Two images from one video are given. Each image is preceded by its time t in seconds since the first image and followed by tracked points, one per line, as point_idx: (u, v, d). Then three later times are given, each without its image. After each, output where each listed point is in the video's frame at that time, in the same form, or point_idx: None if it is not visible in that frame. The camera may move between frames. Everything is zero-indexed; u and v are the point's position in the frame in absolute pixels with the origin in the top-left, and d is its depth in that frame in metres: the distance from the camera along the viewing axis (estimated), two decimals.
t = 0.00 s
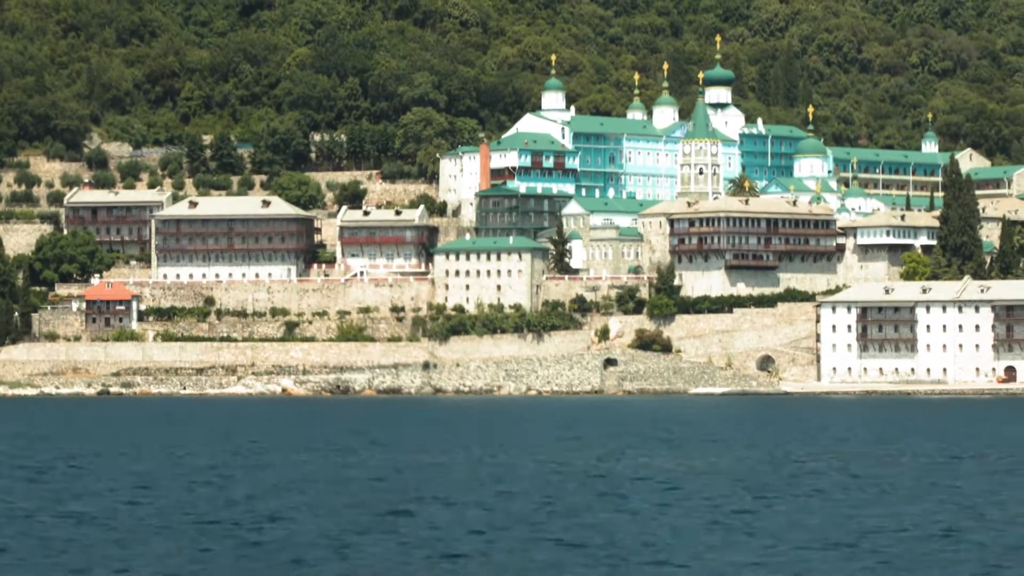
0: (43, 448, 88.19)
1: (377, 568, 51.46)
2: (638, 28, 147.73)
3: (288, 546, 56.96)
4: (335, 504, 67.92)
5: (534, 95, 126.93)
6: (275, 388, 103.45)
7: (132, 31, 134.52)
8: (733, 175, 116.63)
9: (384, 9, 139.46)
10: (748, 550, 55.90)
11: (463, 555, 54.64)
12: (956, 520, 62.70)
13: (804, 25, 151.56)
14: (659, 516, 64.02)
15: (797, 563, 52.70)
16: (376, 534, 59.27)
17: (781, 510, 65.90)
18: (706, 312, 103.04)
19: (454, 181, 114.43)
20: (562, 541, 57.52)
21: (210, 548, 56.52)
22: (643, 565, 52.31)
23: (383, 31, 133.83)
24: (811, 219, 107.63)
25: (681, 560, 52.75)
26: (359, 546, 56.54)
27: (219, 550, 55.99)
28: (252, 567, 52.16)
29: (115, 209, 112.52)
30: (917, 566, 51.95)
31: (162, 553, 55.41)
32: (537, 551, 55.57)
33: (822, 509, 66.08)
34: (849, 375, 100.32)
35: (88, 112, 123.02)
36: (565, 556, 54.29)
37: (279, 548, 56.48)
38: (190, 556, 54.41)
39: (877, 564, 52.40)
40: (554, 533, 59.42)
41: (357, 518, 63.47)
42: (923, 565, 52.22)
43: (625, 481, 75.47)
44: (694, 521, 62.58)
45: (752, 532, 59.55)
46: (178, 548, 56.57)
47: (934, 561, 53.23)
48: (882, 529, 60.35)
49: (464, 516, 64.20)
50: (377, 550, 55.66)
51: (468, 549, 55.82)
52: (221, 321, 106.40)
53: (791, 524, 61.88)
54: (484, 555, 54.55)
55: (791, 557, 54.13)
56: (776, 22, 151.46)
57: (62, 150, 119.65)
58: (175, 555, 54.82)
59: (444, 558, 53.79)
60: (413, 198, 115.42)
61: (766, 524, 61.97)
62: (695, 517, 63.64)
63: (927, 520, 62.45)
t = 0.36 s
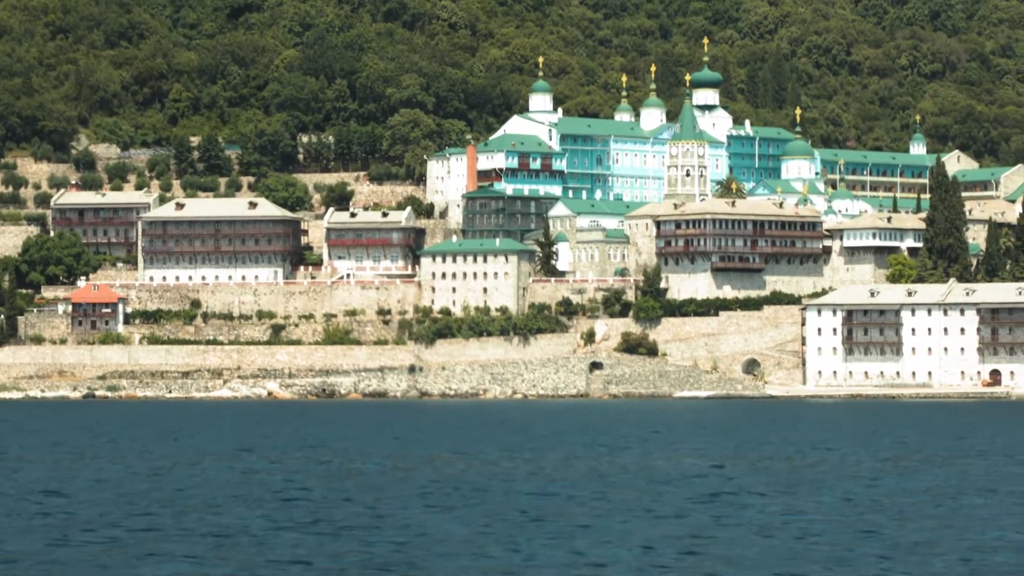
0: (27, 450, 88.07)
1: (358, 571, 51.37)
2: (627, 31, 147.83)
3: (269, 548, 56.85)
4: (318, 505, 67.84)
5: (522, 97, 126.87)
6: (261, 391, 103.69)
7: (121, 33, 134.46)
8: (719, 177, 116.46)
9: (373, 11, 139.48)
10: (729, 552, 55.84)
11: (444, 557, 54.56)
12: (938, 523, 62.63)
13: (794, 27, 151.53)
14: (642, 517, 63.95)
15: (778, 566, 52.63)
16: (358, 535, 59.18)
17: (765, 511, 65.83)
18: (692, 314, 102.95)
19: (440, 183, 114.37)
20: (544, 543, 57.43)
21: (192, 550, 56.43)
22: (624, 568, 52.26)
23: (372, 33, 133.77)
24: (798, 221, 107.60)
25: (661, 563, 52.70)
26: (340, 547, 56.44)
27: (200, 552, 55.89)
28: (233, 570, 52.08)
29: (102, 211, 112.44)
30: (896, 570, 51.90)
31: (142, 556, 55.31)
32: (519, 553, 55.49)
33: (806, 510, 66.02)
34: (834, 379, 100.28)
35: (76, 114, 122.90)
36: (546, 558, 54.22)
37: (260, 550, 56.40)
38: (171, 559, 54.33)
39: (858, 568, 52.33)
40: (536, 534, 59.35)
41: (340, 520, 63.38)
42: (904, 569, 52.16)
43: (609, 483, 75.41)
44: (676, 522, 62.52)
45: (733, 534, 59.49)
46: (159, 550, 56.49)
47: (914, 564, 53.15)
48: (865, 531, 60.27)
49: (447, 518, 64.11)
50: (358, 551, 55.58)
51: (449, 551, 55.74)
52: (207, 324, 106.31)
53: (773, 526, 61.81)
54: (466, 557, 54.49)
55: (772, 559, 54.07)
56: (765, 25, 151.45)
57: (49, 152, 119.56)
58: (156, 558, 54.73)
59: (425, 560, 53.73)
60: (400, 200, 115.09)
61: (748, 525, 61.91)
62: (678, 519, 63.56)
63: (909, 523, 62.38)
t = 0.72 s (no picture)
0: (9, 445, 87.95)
1: (332, 562, 51.17)
2: (616, 33, 148.01)
3: (249, 539, 56.64)
4: (300, 496, 67.67)
5: (510, 100, 126.84)
6: (247, 394, 103.51)
7: (109, 36, 134.45)
8: (706, 181, 116.71)
9: (362, 14, 139.64)
10: (710, 539, 55.63)
11: (423, 547, 54.35)
12: (921, 507, 62.39)
13: (783, 29, 151.59)
14: (624, 505, 63.76)
15: (759, 552, 52.43)
16: (339, 525, 58.96)
17: (747, 498, 65.62)
18: (678, 317, 102.64)
19: (427, 187, 114.47)
20: (524, 531, 57.16)
21: (172, 541, 56.22)
22: (604, 557, 52.08)
23: (360, 36, 133.80)
24: (784, 224, 107.60)
25: (641, 550, 52.50)
26: (320, 538, 56.24)
27: (180, 543, 55.68)
28: (211, 561, 51.85)
29: (89, 215, 112.51)
30: (877, 556, 51.68)
31: (122, 546, 55.11)
32: (495, 541, 55.26)
33: (788, 497, 65.79)
34: (820, 381, 100.12)
35: (63, 117, 122.93)
36: (526, 548, 54.02)
37: (241, 540, 56.19)
38: (150, 550, 54.11)
39: (840, 553, 52.13)
40: (517, 524, 59.14)
41: (322, 510, 63.17)
42: (884, 555, 51.97)
43: (593, 475, 75.21)
44: (658, 509, 62.33)
45: (714, 522, 59.28)
46: (138, 540, 56.29)
47: (894, 550, 52.96)
48: (847, 518, 60.06)
49: (429, 508, 63.92)
50: (339, 540, 55.37)
51: (429, 541, 55.54)
52: (194, 327, 106.55)
53: (755, 513, 61.61)
54: (446, 547, 54.28)
55: (753, 546, 53.87)
56: (754, 27, 151.50)
57: (36, 155, 119.63)
58: (135, 549, 54.52)
59: (406, 551, 53.53)
60: (387, 204, 115.45)
61: (731, 512, 61.70)
62: (660, 507, 63.34)
63: (892, 509, 62.19)
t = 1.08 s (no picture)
0: None
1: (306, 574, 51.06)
2: (605, 36, 148.15)
3: (233, 548, 56.53)
4: (285, 505, 67.59)
5: (499, 104, 127.21)
6: (233, 397, 103.31)
7: (97, 39, 134.36)
8: (694, 181, 116.54)
9: (351, 17, 139.77)
10: (694, 550, 55.60)
11: (407, 557, 54.26)
12: (905, 519, 62.41)
13: (772, 31, 151.64)
14: (608, 515, 63.71)
15: (744, 564, 52.36)
16: (323, 535, 58.87)
17: (732, 509, 65.61)
18: (665, 318, 102.68)
19: (415, 188, 114.42)
20: (501, 541, 57.10)
21: (156, 550, 56.12)
22: (590, 567, 52.01)
23: (348, 38, 133.86)
24: (771, 224, 107.49)
25: (616, 562, 52.41)
26: (304, 548, 56.14)
27: (155, 552, 55.59)
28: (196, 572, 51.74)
29: (76, 217, 112.39)
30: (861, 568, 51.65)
31: (106, 555, 55.00)
32: (474, 553, 55.18)
33: (773, 508, 65.78)
34: (807, 382, 100.00)
35: (51, 120, 122.92)
36: (509, 558, 53.94)
37: (225, 550, 56.07)
38: (134, 560, 54.00)
39: (824, 565, 52.08)
40: (501, 533, 59.07)
41: (306, 519, 63.06)
42: (869, 567, 51.92)
43: (579, 482, 75.18)
44: (638, 519, 62.29)
45: (699, 532, 59.23)
46: (123, 550, 56.17)
47: (878, 562, 52.94)
48: (831, 529, 60.02)
49: (414, 516, 63.86)
50: (324, 550, 55.28)
51: (413, 552, 55.47)
52: (181, 329, 106.01)
53: (738, 523, 61.59)
54: (430, 557, 54.21)
55: (737, 558, 53.84)
56: (743, 29, 151.58)
57: (23, 158, 119.59)
58: (119, 558, 54.40)
59: (391, 561, 53.45)
60: (375, 205, 115.46)
61: (714, 521, 61.69)
62: (645, 516, 63.31)
63: (876, 520, 62.17)
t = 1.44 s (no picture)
0: None
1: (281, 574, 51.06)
2: (594, 36, 148.23)
3: (216, 550, 56.41)
4: (269, 506, 67.47)
5: (486, 104, 126.81)
6: (219, 399, 103.24)
7: (85, 41, 134.26)
8: (680, 182, 116.72)
9: (339, 18, 139.76)
10: (678, 544, 55.51)
11: (390, 556, 54.15)
12: (889, 509, 62.35)
13: (761, 32, 151.64)
14: (591, 513, 63.67)
15: (724, 561, 52.29)
16: (306, 536, 58.77)
17: (711, 504, 65.58)
18: (651, 320, 102.76)
19: (401, 189, 114.50)
20: (478, 541, 57.10)
21: (139, 552, 55.98)
22: (574, 565, 51.92)
23: (336, 40, 133.88)
24: (757, 226, 107.65)
25: (589, 561, 52.39)
26: (288, 549, 56.04)
27: (131, 553, 55.60)
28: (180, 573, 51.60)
29: (62, 218, 112.38)
30: (844, 563, 51.58)
31: (88, 557, 54.87)
32: (450, 551, 55.19)
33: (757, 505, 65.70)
34: (792, 384, 99.86)
35: (38, 121, 122.92)
36: (493, 558, 53.81)
37: (208, 551, 55.92)
38: (116, 561, 53.85)
39: (808, 561, 51.97)
40: (484, 532, 58.98)
41: (289, 520, 62.94)
42: (852, 562, 51.81)
43: (564, 480, 75.09)
44: (617, 516, 62.32)
45: (682, 527, 59.17)
46: (105, 553, 56.03)
47: (861, 556, 52.88)
48: (815, 523, 59.93)
49: (398, 515, 63.74)
50: (300, 552, 55.21)
51: (398, 551, 55.35)
52: (167, 331, 106.12)
53: (722, 517, 61.54)
54: (413, 556, 54.10)
55: (720, 553, 53.75)
56: (732, 30, 151.63)
57: (10, 159, 119.54)
58: (99, 560, 54.29)
59: (374, 560, 53.33)
60: (361, 207, 115.26)
61: (693, 518, 61.72)
62: (629, 512, 63.24)
63: (859, 513, 62.13)
